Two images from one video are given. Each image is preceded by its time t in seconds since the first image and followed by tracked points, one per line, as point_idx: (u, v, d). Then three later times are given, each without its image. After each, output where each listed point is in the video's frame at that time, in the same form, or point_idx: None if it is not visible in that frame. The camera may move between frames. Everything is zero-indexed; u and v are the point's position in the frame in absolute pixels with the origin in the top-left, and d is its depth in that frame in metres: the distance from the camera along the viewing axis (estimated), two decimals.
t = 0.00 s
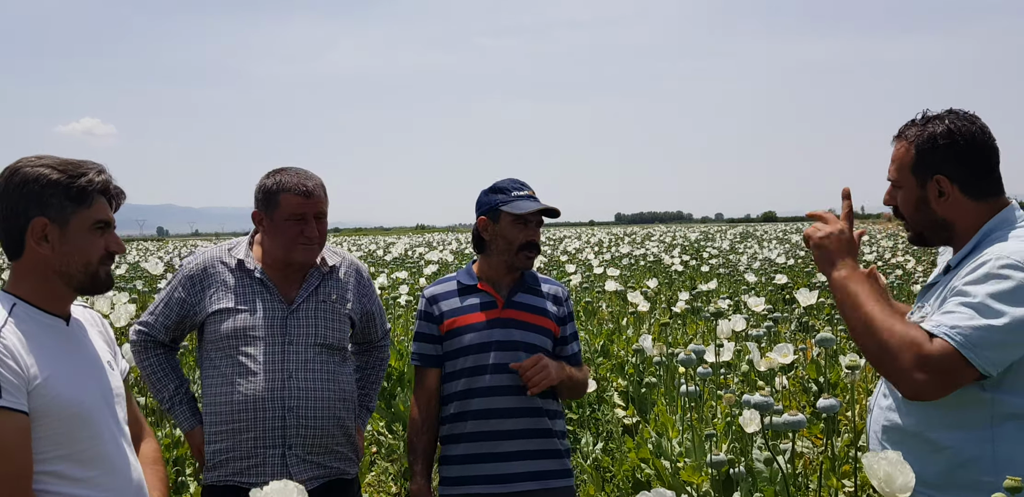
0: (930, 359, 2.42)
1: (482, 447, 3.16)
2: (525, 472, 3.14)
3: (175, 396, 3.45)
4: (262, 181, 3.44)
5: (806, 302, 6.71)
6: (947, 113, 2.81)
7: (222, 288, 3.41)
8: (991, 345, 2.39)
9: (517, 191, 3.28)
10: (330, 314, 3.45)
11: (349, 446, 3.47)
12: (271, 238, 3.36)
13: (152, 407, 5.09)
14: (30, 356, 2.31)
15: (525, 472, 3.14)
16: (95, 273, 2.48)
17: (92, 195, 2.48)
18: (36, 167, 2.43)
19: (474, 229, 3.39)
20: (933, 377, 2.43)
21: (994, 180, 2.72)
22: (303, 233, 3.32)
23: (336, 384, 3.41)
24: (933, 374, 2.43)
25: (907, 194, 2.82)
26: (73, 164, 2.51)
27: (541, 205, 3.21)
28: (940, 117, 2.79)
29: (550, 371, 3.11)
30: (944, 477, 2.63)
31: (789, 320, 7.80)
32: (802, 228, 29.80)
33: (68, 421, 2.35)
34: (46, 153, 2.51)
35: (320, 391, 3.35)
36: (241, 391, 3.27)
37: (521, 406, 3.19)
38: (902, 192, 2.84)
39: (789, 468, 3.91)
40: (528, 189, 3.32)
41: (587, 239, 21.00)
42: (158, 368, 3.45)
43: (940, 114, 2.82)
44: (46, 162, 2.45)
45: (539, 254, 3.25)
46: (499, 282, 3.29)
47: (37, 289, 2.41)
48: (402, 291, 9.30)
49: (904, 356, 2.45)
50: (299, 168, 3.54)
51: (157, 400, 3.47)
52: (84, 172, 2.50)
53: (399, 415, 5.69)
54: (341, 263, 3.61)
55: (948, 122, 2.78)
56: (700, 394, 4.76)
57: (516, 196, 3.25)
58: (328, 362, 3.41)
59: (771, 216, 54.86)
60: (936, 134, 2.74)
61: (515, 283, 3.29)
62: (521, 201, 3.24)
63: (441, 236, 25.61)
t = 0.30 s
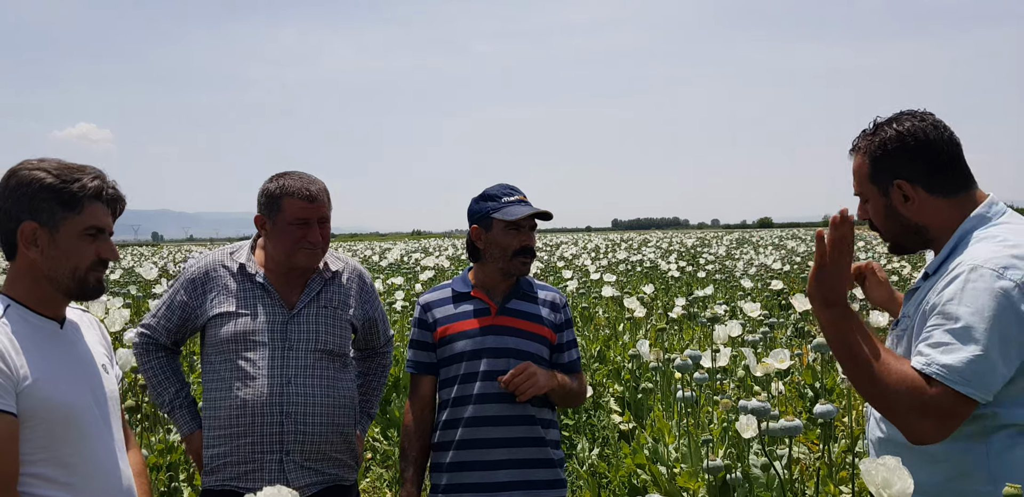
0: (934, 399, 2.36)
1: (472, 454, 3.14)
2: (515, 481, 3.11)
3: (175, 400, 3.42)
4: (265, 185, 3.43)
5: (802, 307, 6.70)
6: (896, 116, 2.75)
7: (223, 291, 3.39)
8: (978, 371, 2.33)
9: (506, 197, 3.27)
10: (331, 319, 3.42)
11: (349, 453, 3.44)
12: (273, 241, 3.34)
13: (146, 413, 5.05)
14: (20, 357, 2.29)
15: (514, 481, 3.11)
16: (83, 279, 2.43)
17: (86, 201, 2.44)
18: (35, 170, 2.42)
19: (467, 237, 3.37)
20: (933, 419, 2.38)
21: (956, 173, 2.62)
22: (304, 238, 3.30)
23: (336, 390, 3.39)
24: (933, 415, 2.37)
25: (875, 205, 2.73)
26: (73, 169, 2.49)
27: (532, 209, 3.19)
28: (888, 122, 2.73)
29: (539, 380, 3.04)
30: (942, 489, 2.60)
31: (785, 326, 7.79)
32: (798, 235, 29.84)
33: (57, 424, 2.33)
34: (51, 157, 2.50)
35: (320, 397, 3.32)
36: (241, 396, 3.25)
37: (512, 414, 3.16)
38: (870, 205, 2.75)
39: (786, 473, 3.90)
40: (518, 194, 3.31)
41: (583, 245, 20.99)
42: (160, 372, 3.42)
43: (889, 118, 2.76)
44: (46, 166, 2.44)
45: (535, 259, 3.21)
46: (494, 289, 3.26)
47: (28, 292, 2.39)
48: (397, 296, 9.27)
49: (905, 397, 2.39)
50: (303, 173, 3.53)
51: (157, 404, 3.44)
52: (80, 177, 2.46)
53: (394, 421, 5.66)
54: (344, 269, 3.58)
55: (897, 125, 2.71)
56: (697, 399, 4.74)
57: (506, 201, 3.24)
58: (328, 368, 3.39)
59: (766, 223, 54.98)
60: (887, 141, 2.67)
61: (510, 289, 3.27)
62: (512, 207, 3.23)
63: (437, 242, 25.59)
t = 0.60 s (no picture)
0: (978, 431, 2.29)
1: (480, 456, 3.15)
2: (524, 482, 3.13)
3: (186, 399, 3.43)
4: (271, 189, 3.45)
5: (805, 309, 6.72)
6: (880, 131, 2.75)
7: (234, 291, 3.40)
8: (1009, 401, 2.26)
9: (515, 197, 3.28)
10: (340, 320, 3.44)
11: (357, 453, 3.45)
12: (285, 243, 3.35)
13: (151, 412, 5.06)
14: (29, 357, 2.29)
15: (524, 482, 3.13)
16: (83, 290, 2.37)
17: (94, 212, 2.38)
18: (54, 174, 2.40)
19: (477, 238, 3.40)
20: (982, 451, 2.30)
21: (944, 186, 2.62)
22: (319, 235, 3.30)
23: (346, 390, 3.40)
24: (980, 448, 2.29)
25: (864, 222, 2.75)
26: (90, 178, 2.45)
27: (541, 210, 3.21)
28: (873, 138, 2.73)
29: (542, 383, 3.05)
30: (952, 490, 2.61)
31: (787, 328, 7.81)
32: (797, 237, 29.87)
33: (65, 423, 2.33)
34: (83, 162, 2.49)
35: (330, 397, 3.34)
36: (252, 396, 3.26)
37: (520, 416, 3.18)
38: (860, 221, 2.77)
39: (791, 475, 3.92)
40: (527, 194, 3.32)
41: (584, 246, 21.02)
42: (171, 371, 3.43)
43: (873, 133, 2.76)
44: (66, 173, 2.41)
45: (543, 260, 3.23)
46: (503, 290, 3.28)
47: (36, 293, 2.39)
48: (400, 297, 9.30)
49: (945, 438, 2.35)
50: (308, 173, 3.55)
51: (168, 403, 3.45)
52: (93, 186, 2.41)
53: (398, 422, 5.67)
54: (353, 269, 3.59)
55: (881, 141, 2.72)
56: (700, 401, 4.76)
57: (515, 202, 3.25)
58: (338, 368, 3.40)
59: (766, 225, 55.03)
60: (872, 159, 2.68)
61: (519, 290, 3.28)
62: (522, 207, 3.24)
63: (437, 243, 25.63)
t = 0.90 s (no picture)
0: None
1: (485, 457, 3.15)
2: (529, 484, 3.13)
3: (182, 399, 3.42)
4: (264, 189, 3.44)
5: (804, 312, 6.72)
6: (894, 136, 2.78)
7: (231, 291, 3.39)
8: None
9: (522, 197, 3.27)
10: (338, 320, 3.43)
11: (355, 453, 3.44)
12: (279, 243, 3.34)
13: (148, 412, 5.05)
14: (23, 358, 2.28)
15: (530, 484, 3.13)
16: (67, 296, 2.34)
17: (83, 219, 2.34)
18: (52, 178, 2.39)
19: (482, 237, 3.38)
20: None
21: (956, 190, 2.65)
22: (313, 233, 3.30)
23: (343, 390, 3.39)
24: None
25: (876, 226, 2.76)
26: (86, 184, 2.42)
27: (549, 211, 3.19)
28: (886, 142, 2.76)
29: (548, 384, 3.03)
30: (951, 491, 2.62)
31: (786, 330, 7.81)
32: (796, 240, 29.88)
33: (59, 423, 2.32)
34: (84, 167, 2.48)
35: (327, 397, 3.33)
36: (249, 396, 3.25)
37: (525, 418, 3.17)
38: (871, 226, 2.78)
39: (788, 477, 3.91)
40: (533, 195, 3.31)
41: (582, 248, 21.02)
42: (167, 371, 3.43)
43: (886, 137, 2.79)
44: (64, 177, 2.40)
45: (549, 260, 3.21)
46: (508, 290, 3.27)
47: (22, 292, 2.38)
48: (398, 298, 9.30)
49: (1000, 451, 2.35)
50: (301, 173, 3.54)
51: (165, 403, 3.44)
52: (86, 193, 2.38)
53: (396, 423, 5.66)
54: (350, 269, 3.59)
55: (895, 145, 2.74)
56: (698, 403, 4.75)
57: (522, 203, 3.24)
58: (336, 369, 3.39)
59: (765, 227, 55.03)
60: (885, 163, 2.70)
61: (523, 290, 3.27)
62: (530, 208, 3.23)
63: (436, 244, 25.62)
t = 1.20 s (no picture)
0: None
1: (486, 458, 3.13)
2: (530, 484, 3.14)
3: (171, 397, 3.41)
4: (258, 185, 3.41)
5: (802, 317, 6.71)
6: (916, 144, 2.96)
7: (221, 289, 3.37)
8: None
9: (530, 202, 3.19)
10: (329, 318, 3.42)
11: (346, 452, 3.44)
12: (271, 241, 3.32)
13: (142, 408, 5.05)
14: (10, 352, 2.25)
15: (532, 484, 3.14)
16: (47, 293, 2.31)
17: (65, 216, 2.29)
18: (37, 171, 2.34)
19: (484, 235, 3.31)
20: None
21: (971, 199, 2.85)
22: (305, 233, 3.29)
23: (335, 389, 3.38)
24: None
25: (894, 228, 2.92)
26: (69, 179, 2.37)
27: (559, 219, 3.13)
28: (911, 148, 2.94)
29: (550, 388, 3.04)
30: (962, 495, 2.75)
31: (783, 335, 7.80)
32: (794, 246, 29.89)
33: (45, 417, 2.31)
34: (72, 159, 2.44)
35: (318, 396, 3.32)
36: (241, 394, 3.24)
37: (527, 418, 3.17)
38: (888, 227, 2.94)
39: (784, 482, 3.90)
40: (541, 199, 3.24)
41: (581, 250, 21.00)
42: (156, 368, 3.41)
43: (909, 145, 2.97)
44: (47, 171, 2.35)
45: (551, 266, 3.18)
46: (509, 290, 3.24)
47: (6, 287, 2.35)
48: (395, 297, 9.28)
49: (1018, 433, 2.50)
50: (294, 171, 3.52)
51: (153, 401, 3.42)
52: (69, 190, 2.33)
53: (391, 423, 5.65)
54: (341, 267, 3.57)
55: (919, 152, 2.93)
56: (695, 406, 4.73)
57: (530, 208, 3.16)
58: (327, 367, 3.38)
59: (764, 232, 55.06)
60: (913, 167, 2.87)
61: (524, 290, 3.26)
62: (539, 213, 3.15)
63: (435, 245, 25.60)
